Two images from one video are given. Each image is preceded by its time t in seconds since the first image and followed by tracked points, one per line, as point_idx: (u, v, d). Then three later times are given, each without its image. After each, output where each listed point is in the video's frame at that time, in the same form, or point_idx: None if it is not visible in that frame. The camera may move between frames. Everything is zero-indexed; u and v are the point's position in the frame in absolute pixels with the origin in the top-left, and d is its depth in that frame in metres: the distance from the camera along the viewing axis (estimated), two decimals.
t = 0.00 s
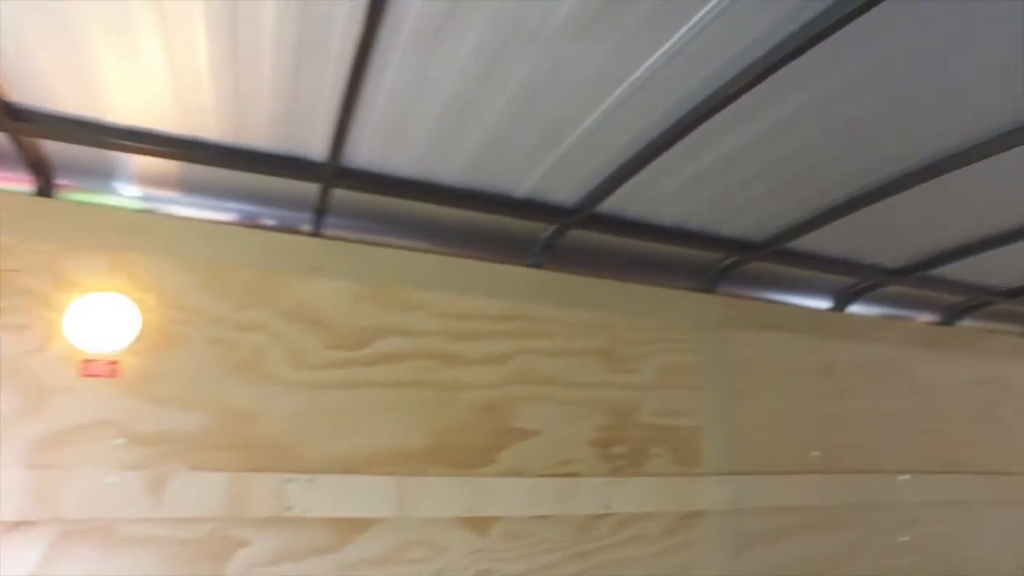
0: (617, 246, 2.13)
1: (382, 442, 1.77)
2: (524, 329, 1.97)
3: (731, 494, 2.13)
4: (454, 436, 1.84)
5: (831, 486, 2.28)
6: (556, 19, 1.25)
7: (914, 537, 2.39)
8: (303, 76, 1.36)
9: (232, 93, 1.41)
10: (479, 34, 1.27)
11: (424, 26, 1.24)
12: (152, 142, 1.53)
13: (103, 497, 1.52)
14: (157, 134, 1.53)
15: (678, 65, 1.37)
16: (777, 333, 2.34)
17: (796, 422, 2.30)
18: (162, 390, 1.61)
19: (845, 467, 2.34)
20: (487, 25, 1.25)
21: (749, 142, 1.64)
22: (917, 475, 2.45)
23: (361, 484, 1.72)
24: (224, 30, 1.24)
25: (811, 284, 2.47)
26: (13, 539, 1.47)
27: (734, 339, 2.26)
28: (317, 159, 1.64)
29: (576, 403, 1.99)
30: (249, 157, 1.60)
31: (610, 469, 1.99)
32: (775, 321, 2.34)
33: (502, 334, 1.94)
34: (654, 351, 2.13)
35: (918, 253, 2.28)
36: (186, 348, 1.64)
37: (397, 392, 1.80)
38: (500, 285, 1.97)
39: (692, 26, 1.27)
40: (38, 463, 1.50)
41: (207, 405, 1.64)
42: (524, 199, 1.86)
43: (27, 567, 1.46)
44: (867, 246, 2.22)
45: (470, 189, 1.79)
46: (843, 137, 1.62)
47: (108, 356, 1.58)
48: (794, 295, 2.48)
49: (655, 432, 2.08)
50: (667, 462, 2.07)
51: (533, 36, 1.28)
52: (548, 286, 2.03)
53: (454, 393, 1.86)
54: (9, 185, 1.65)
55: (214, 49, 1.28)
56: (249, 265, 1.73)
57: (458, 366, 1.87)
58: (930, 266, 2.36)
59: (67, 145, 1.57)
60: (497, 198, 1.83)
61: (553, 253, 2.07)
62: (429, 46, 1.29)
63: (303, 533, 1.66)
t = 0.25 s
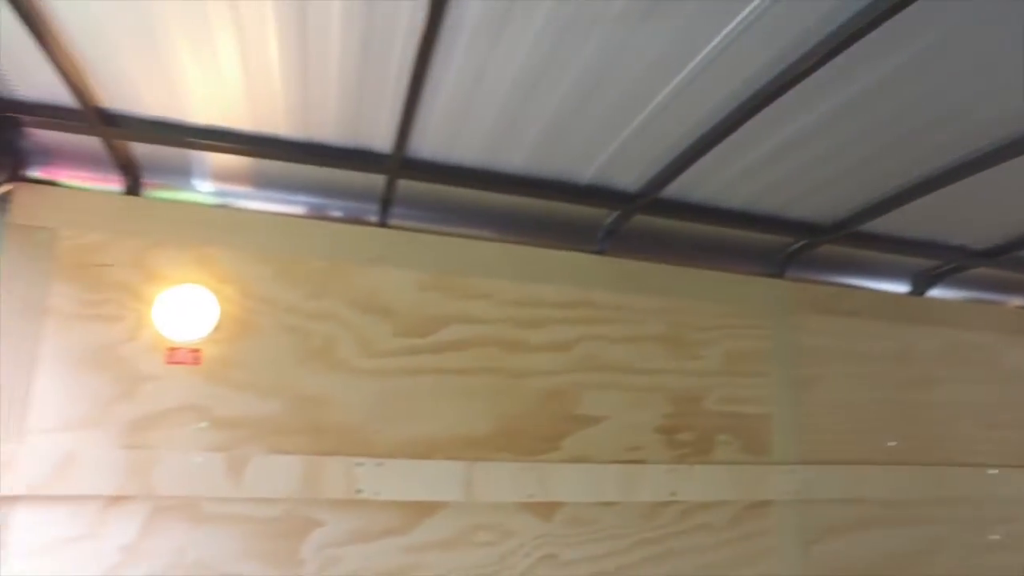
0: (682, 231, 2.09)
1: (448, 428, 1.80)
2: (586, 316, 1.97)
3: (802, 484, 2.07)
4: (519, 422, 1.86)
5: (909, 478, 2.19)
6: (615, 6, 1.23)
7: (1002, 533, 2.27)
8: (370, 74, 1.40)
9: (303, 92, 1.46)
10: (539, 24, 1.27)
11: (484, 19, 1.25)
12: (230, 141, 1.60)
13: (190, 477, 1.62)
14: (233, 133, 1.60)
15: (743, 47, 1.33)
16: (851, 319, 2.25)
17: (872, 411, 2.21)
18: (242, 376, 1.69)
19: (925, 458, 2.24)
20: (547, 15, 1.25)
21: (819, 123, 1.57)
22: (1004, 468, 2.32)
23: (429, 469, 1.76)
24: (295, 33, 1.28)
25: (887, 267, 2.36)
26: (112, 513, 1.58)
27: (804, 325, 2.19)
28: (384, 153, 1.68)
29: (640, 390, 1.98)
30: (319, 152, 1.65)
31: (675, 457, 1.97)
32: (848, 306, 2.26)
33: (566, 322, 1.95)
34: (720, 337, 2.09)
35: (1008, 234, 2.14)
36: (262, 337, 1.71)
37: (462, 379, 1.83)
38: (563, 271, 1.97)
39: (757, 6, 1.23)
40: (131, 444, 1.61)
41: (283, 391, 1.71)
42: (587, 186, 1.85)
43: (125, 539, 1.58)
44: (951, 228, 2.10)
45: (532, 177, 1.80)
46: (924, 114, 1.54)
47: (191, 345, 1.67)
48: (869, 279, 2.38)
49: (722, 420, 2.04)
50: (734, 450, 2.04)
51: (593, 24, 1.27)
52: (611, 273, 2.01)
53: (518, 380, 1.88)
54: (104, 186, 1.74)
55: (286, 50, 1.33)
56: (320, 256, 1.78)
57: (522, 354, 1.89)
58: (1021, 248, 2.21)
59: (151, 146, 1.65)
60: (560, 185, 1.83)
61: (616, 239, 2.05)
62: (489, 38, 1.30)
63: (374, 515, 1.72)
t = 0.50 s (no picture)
0: (754, 211, 2.04)
1: (516, 411, 1.83)
2: (654, 300, 1.95)
3: (882, 472, 2.00)
4: (587, 405, 1.87)
5: (998, 468, 2.08)
6: None
7: None
8: (438, 62, 1.42)
9: (373, 83, 1.49)
10: (605, 6, 1.25)
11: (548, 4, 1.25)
12: (304, 132, 1.66)
13: (272, 455, 1.70)
14: (307, 125, 1.65)
15: (817, 21, 1.27)
16: (934, 301, 2.15)
17: (957, 397, 2.11)
18: (318, 359, 1.75)
19: (1016, 447, 2.13)
20: None
21: (901, 97, 1.49)
22: None
23: (498, 451, 1.78)
24: (367, 26, 1.32)
25: (976, 247, 2.23)
26: (201, 488, 1.68)
27: (882, 307, 2.10)
28: (452, 140, 1.70)
29: (709, 374, 1.95)
30: (389, 141, 1.69)
31: (746, 442, 1.94)
32: (931, 288, 2.15)
33: (632, 305, 1.93)
34: (793, 320, 2.03)
35: None
36: (336, 322, 1.78)
37: (529, 362, 1.85)
38: (630, 254, 1.95)
39: None
40: (218, 424, 1.70)
41: (357, 374, 1.77)
42: (654, 167, 1.82)
43: (214, 513, 1.67)
44: None
45: (599, 159, 1.79)
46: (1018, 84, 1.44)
47: (270, 330, 1.74)
48: (956, 259, 2.25)
49: (795, 405, 1.99)
50: (808, 436, 1.98)
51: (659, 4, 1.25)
52: (679, 256, 1.98)
53: (585, 363, 1.88)
54: (188, 180, 1.83)
55: (357, 43, 1.37)
56: (390, 243, 1.83)
57: (589, 337, 1.89)
58: None
59: (231, 140, 1.72)
60: (627, 167, 1.81)
61: (684, 220, 2.02)
62: (554, 22, 1.30)
63: (445, 495, 1.77)
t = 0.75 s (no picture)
0: (811, 194, 1.98)
1: (567, 396, 1.84)
2: (707, 285, 1.93)
3: (945, 462, 1.94)
4: (638, 391, 1.86)
5: None
6: None
7: None
8: (489, 50, 1.42)
9: (426, 72, 1.51)
10: None
11: None
12: (358, 123, 1.69)
13: (330, 438, 1.75)
14: (361, 114, 1.68)
15: None
16: (1004, 285, 2.06)
17: None
18: (372, 345, 1.80)
19: None
20: None
21: (970, 74, 1.43)
22: None
23: (549, 436, 1.80)
24: (419, 17, 1.33)
25: None
26: (263, 469, 1.74)
27: (946, 292, 2.03)
28: (503, 126, 1.71)
29: (764, 361, 1.92)
30: (442, 129, 1.71)
31: (802, 430, 1.91)
32: (1001, 271, 2.07)
33: (685, 291, 1.91)
34: (852, 305, 1.98)
35: None
36: (390, 308, 1.81)
37: (580, 347, 1.86)
38: (683, 239, 1.93)
39: None
40: (278, 407, 1.76)
41: (410, 359, 1.80)
42: (707, 151, 1.79)
43: (275, 492, 1.74)
44: None
45: (650, 143, 1.77)
46: None
47: (326, 316, 1.79)
48: None
49: (854, 393, 1.94)
50: (867, 425, 1.94)
51: None
52: (732, 240, 1.95)
53: (637, 349, 1.88)
54: (247, 171, 1.86)
55: (411, 33, 1.38)
56: (442, 230, 1.85)
57: (641, 323, 1.89)
58: None
59: (287, 130, 1.76)
60: (679, 150, 1.79)
61: (737, 205, 1.98)
62: (605, 8, 1.29)
63: (497, 479, 1.79)
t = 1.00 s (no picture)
0: (867, 175, 1.92)
1: (614, 380, 1.84)
2: (756, 269, 1.89)
3: (1007, 451, 1.87)
4: (686, 376, 1.85)
5: None
6: None
7: None
8: (535, 34, 1.42)
9: (472, 58, 1.52)
10: None
11: None
12: (406, 110, 1.71)
13: (380, 420, 1.79)
14: (409, 101, 1.70)
15: None
16: None
17: None
18: (420, 329, 1.82)
19: None
20: None
21: None
22: None
23: (595, 420, 1.80)
24: (466, 3, 1.34)
25: None
26: (315, 449, 1.79)
27: (1011, 276, 1.96)
28: (550, 110, 1.71)
29: (815, 346, 1.88)
30: (488, 114, 1.72)
31: (855, 417, 1.87)
32: None
33: (734, 274, 1.89)
34: (909, 290, 1.92)
35: None
36: (438, 293, 1.84)
37: (626, 332, 1.85)
38: (731, 222, 1.90)
39: None
40: (329, 389, 1.80)
41: (458, 343, 1.82)
42: (758, 132, 1.75)
43: (327, 472, 1.79)
44: None
45: (698, 125, 1.74)
46: None
47: (375, 301, 1.82)
48: None
49: (910, 379, 1.89)
50: (924, 412, 1.88)
51: None
52: (783, 223, 1.91)
53: (684, 333, 1.86)
54: (297, 159, 1.91)
55: (457, 20, 1.39)
56: (488, 215, 1.86)
57: (688, 307, 1.87)
58: None
59: (334, 118, 1.79)
60: (728, 132, 1.75)
61: (788, 186, 1.94)
62: None
63: (544, 461, 1.81)
